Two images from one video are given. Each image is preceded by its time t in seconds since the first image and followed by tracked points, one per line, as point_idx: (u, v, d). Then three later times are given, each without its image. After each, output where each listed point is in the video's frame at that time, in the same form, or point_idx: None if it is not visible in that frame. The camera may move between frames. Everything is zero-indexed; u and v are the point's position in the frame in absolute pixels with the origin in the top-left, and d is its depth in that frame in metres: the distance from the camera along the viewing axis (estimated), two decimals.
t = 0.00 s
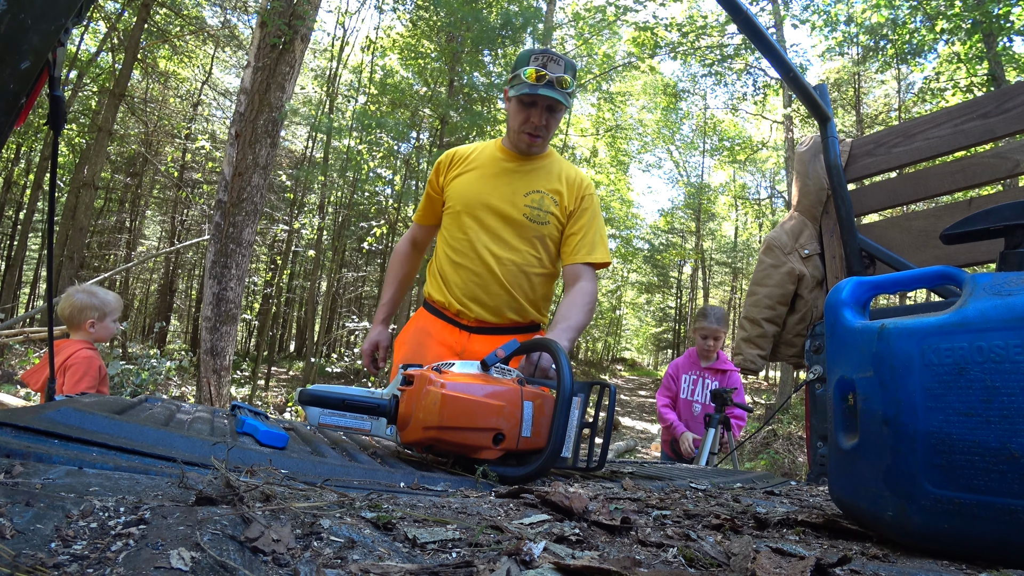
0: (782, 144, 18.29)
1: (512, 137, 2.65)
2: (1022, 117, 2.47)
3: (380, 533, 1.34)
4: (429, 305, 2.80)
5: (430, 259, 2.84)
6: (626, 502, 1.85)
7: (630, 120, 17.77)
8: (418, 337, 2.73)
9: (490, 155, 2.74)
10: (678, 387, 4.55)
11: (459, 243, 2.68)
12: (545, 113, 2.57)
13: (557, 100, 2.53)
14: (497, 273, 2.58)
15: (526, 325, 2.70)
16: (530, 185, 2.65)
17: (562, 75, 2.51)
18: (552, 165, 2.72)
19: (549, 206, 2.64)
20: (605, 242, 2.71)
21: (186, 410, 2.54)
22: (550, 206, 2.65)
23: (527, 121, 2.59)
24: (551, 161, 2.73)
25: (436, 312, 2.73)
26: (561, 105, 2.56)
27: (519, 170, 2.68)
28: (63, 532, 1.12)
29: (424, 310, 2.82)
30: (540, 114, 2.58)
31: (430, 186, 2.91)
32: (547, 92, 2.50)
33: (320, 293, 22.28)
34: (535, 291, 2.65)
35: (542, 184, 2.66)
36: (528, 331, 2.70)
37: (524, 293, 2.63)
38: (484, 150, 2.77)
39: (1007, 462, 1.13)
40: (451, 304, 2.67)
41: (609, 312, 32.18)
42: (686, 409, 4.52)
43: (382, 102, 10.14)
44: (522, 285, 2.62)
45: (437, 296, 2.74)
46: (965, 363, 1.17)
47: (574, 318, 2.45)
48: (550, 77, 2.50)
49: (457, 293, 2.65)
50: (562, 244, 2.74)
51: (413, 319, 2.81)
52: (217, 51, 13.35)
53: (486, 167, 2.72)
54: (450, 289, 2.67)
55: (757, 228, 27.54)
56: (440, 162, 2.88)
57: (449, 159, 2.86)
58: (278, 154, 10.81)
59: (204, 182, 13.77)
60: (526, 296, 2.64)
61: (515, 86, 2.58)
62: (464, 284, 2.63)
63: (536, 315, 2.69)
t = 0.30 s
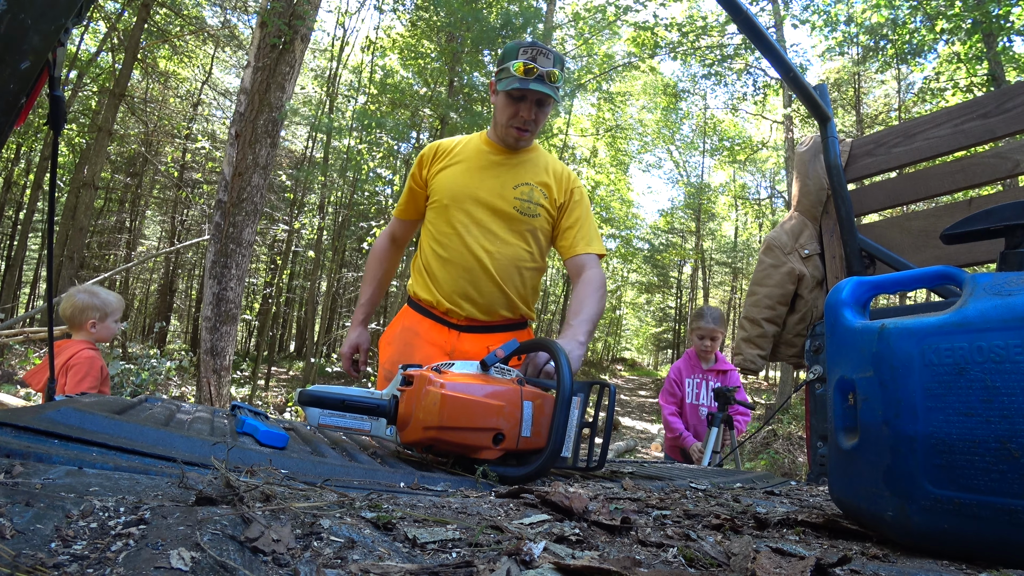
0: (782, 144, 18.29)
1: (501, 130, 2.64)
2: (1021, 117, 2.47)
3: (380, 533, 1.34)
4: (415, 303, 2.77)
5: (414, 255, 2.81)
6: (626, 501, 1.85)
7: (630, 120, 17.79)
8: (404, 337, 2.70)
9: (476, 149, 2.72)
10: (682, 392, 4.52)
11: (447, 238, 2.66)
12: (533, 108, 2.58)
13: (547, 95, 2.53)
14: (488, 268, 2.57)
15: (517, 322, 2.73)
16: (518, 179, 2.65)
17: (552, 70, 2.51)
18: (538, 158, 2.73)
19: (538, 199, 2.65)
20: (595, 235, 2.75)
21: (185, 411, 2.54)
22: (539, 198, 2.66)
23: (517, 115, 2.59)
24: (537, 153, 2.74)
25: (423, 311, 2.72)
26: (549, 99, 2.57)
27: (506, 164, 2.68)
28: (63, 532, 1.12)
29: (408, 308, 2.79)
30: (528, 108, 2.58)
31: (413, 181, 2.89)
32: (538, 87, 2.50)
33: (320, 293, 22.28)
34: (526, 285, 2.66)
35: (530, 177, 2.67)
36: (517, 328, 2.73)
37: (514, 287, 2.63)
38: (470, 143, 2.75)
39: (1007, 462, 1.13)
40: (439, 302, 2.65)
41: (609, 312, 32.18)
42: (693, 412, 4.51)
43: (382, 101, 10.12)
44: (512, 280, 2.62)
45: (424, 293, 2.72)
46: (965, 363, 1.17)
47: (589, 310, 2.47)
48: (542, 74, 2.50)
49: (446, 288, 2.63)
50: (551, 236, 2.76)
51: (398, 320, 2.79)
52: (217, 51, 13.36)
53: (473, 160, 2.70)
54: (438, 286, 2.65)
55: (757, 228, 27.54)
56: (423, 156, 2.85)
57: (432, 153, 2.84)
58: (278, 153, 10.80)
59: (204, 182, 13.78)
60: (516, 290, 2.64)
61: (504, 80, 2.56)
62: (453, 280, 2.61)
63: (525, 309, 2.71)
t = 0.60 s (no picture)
0: (782, 144, 18.29)
1: (504, 129, 2.65)
2: (1021, 117, 2.47)
3: (380, 533, 1.34)
4: (416, 303, 2.78)
5: (416, 254, 2.81)
6: (626, 502, 1.85)
7: (630, 120, 17.81)
8: (406, 337, 2.69)
9: (478, 148, 2.73)
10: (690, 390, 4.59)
11: (449, 236, 2.65)
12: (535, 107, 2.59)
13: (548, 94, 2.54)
14: (491, 266, 2.57)
15: (520, 323, 2.74)
16: (521, 177, 2.66)
17: (555, 70, 2.52)
18: (539, 157, 2.74)
19: (540, 197, 2.66)
20: (597, 234, 2.76)
21: (185, 411, 2.54)
22: (541, 197, 2.66)
23: (519, 114, 2.60)
24: (540, 153, 2.75)
25: (425, 311, 2.71)
26: (552, 97, 2.58)
27: (508, 162, 2.69)
28: (63, 532, 1.12)
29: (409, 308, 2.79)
30: (531, 107, 2.59)
31: (416, 180, 2.90)
32: (541, 86, 2.50)
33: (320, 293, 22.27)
34: (528, 283, 2.66)
35: (532, 176, 2.67)
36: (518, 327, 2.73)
37: (516, 285, 2.63)
38: (473, 142, 2.76)
39: (1007, 462, 1.13)
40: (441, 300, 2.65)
41: (609, 312, 32.18)
42: (699, 411, 4.52)
43: (382, 101, 10.12)
44: (514, 278, 2.62)
45: (425, 292, 2.72)
46: (965, 363, 1.17)
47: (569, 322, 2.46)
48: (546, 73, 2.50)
49: (447, 286, 2.63)
50: (551, 236, 2.76)
51: (398, 321, 2.79)
52: (217, 51, 13.37)
53: (475, 159, 2.71)
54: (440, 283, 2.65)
55: (757, 228, 27.53)
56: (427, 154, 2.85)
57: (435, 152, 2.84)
58: (278, 153, 10.79)
59: (204, 182, 13.79)
60: (518, 288, 2.64)
61: (507, 79, 2.56)
62: (455, 278, 2.61)
63: (526, 308, 2.71)
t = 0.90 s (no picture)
0: (782, 144, 18.30)
1: (513, 130, 2.66)
2: (1022, 117, 2.47)
3: (380, 533, 1.34)
4: (424, 302, 2.78)
5: (424, 254, 2.82)
6: (625, 502, 1.85)
7: (630, 120, 17.82)
8: (413, 337, 2.70)
9: (488, 150, 2.74)
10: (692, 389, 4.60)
11: (459, 236, 2.65)
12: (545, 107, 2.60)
13: (559, 94, 2.55)
14: (497, 266, 2.57)
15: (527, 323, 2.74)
16: (529, 179, 2.66)
17: (564, 71, 2.53)
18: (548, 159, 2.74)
19: (548, 199, 2.66)
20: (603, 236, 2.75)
21: (185, 411, 2.54)
22: (549, 199, 2.66)
23: (529, 115, 2.61)
24: (549, 155, 2.75)
25: (432, 311, 2.72)
26: (561, 98, 2.59)
27: (517, 163, 2.69)
28: (63, 532, 1.12)
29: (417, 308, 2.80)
30: (541, 107, 2.61)
31: (426, 182, 2.91)
32: (550, 86, 2.52)
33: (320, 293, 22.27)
34: (535, 284, 2.65)
35: (540, 177, 2.68)
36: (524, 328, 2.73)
37: (523, 286, 2.62)
38: (483, 144, 2.77)
39: (1007, 462, 1.13)
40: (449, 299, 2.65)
41: (609, 312, 32.19)
42: (701, 410, 4.51)
43: (382, 101, 10.13)
44: (521, 278, 2.61)
45: (433, 292, 2.72)
46: (965, 363, 1.17)
47: (567, 323, 2.46)
48: (555, 73, 2.52)
49: (455, 285, 2.63)
50: (558, 237, 2.76)
51: (406, 320, 2.80)
52: (217, 51, 13.37)
53: (485, 160, 2.72)
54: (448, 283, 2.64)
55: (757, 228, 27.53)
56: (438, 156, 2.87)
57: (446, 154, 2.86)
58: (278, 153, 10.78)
59: (204, 182, 13.81)
60: (525, 288, 2.63)
61: (518, 80, 2.59)
62: (463, 278, 2.61)
63: (533, 309, 2.70)
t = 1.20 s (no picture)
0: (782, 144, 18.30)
1: (517, 131, 2.67)
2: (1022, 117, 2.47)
3: (380, 533, 1.34)
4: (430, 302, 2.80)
5: (430, 257, 2.83)
6: (625, 502, 1.86)
7: (630, 120, 17.82)
8: (419, 337, 2.71)
9: (493, 153, 2.75)
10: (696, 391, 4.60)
11: (464, 237, 2.66)
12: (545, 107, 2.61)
13: (559, 92, 2.56)
14: (501, 266, 2.56)
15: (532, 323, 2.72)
16: (533, 180, 2.65)
17: (563, 70, 2.54)
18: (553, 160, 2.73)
19: (552, 199, 2.64)
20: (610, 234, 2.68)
21: (186, 411, 2.54)
22: (553, 199, 2.64)
23: (532, 114, 2.61)
24: (554, 156, 2.74)
25: (438, 311, 2.73)
26: (562, 97, 2.60)
27: (521, 164, 2.69)
28: (63, 532, 1.12)
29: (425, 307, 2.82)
30: (543, 107, 2.61)
31: (433, 186, 2.92)
32: (548, 84, 2.53)
33: (319, 293, 22.28)
34: (540, 284, 2.63)
35: (544, 178, 2.67)
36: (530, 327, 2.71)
37: (527, 285, 2.61)
38: (489, 147, 2.78)
39: (1007, 462, 1.13)
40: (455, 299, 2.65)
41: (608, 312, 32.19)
42: (702, 413, 4.52)
43: (382, 101, 10.15)
44: (525, 279, 2.60)
45: (439, 293, 2.73)
46: (965, 363, 1.17)
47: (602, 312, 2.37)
48: (555, 72, 2.53)
49: (459, 285, 2.63)
50: (564, 237, 2.73)
51: (413, 320, 2.81)
52: (217, 51, 13.38)
53: (489, 162, 2.73)
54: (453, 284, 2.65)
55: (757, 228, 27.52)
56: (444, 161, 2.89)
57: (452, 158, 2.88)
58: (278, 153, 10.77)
59: (204, 182, 13.81)
60: (529, 289, 2.62)
61: (519, 80, 2.60)
62: (467, 279, 2.61)
63: (538, 308, 2.68)
